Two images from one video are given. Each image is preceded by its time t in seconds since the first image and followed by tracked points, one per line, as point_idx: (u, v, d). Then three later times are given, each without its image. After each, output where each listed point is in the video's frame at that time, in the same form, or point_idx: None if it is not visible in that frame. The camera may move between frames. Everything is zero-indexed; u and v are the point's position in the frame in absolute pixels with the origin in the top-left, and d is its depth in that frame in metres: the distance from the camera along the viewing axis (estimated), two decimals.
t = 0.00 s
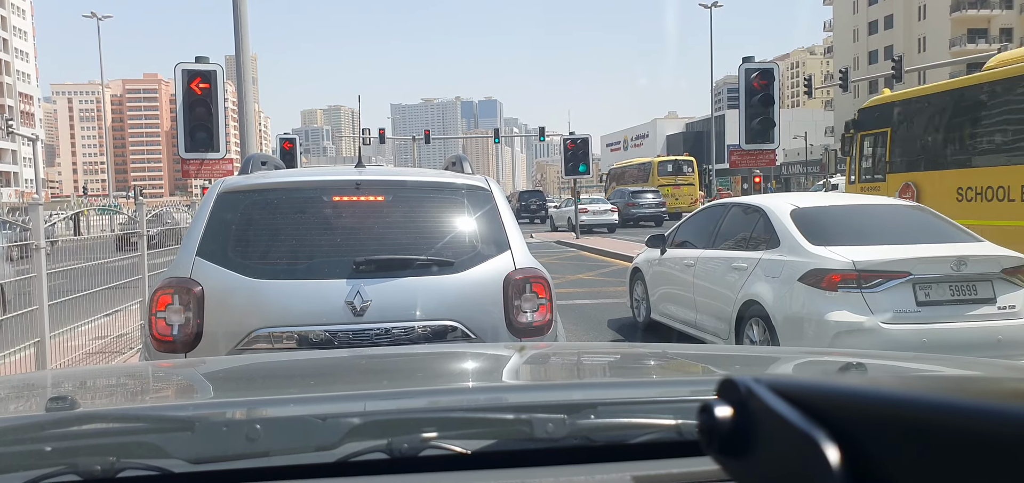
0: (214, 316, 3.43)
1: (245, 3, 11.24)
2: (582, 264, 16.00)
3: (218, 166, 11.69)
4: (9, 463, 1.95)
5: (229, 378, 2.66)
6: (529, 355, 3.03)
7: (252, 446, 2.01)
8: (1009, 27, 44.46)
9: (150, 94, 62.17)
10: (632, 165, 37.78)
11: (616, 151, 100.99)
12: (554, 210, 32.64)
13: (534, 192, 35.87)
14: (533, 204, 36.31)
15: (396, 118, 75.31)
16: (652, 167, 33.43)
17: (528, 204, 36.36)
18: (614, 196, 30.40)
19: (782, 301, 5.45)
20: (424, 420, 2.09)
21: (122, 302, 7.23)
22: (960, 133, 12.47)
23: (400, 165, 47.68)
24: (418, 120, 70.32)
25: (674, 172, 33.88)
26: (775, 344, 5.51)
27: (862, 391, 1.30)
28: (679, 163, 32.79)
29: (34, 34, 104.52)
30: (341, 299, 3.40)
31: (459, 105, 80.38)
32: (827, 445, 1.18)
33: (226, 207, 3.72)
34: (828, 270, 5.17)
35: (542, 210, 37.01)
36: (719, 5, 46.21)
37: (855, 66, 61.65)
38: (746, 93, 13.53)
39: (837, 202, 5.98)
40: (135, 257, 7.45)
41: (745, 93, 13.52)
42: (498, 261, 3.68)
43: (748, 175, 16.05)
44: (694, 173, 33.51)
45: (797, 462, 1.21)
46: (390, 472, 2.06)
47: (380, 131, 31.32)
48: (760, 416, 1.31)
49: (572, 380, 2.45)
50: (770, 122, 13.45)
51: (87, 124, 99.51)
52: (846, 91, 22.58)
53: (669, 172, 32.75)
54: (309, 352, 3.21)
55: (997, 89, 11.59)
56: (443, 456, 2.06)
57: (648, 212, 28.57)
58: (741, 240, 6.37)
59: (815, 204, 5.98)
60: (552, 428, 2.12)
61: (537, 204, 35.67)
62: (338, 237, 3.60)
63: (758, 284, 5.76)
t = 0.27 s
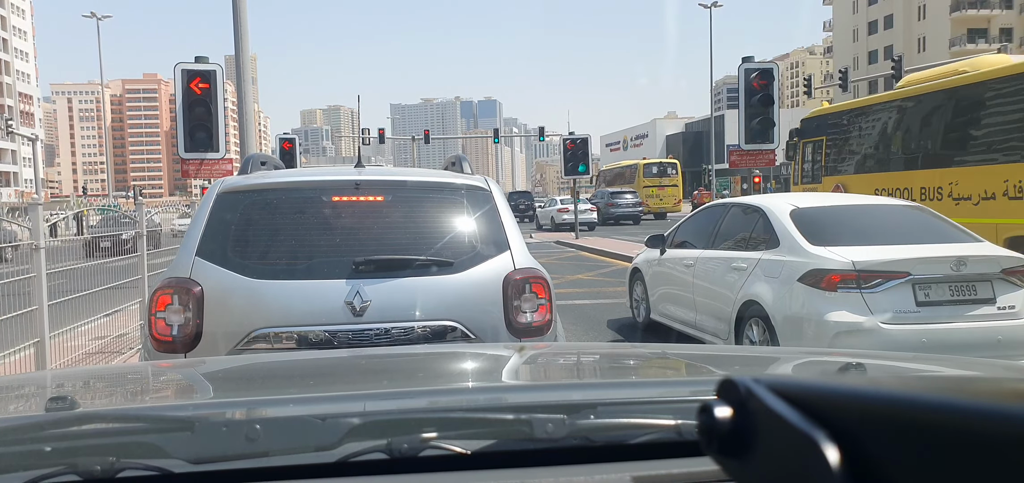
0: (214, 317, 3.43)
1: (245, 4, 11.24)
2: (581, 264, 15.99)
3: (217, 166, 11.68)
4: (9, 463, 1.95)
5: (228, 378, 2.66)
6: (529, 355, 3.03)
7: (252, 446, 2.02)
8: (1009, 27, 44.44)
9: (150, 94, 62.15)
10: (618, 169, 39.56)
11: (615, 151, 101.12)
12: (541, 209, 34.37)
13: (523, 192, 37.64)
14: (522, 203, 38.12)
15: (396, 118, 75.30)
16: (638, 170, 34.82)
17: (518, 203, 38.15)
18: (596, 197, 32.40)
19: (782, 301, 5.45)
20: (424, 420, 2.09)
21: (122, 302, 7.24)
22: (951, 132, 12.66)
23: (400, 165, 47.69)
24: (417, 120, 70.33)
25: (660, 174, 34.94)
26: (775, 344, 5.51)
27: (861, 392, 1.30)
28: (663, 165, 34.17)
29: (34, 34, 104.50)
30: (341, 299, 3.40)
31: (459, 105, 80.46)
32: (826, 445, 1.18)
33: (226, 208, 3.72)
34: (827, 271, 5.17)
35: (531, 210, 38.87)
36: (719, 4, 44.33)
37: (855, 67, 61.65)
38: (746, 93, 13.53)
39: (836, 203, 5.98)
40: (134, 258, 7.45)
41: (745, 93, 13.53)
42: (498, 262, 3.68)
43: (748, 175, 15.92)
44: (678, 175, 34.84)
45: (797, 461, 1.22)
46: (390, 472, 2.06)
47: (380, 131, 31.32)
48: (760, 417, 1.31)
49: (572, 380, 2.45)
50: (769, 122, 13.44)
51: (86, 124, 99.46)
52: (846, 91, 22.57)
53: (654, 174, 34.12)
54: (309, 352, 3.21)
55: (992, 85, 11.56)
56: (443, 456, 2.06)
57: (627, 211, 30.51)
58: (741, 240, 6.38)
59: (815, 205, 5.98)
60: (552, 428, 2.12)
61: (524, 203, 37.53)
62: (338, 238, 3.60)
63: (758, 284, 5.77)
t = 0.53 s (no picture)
0: (214, 317, 3.43)
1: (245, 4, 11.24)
2: (582, 265, 16.00)
3: (217, 166, 11.64)
4: (9, 463, 1.95)
5: (228, 379, 2.66)
6: (529, 356, 3.03)
7: (252, 447, 2.02)
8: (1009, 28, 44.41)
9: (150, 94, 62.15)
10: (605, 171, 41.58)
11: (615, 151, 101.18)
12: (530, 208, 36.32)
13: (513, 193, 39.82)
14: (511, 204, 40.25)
15: (396, 118, 75.30)
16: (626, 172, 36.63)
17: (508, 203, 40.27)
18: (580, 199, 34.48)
19: (782, 302, 5.45)
20: (424, 420, 2.09)
21: (122, 303, 7.24)
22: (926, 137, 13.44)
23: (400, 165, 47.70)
24: (417, 120, 70.33)
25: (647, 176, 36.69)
26: (774, 345, 5.52)
27: (861, 392, 1.30)
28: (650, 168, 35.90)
29: (34, 34, 104.52)
30: (340, 300, 3.40)
31: (458, 105, 80.50)
32: (827, 445, 1.18)
33: (226, 208, 3.72)
34: (827, 271, 5.17)
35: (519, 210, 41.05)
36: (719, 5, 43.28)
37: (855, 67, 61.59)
38: (746, 94, 13.54)
39: (836, 203, 5.99)
40: (134, 258, 7.46)
41: (745, 93, 13.53)
42: (498, 262, 3.68)
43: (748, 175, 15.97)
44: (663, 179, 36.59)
45: (798, 462, 1.22)
46: (391, 472, 2.06)
47: (380, 131, 31.34)
48: (760, 416, 1.31)
49: (572, 380, 2.45)
50: (770, 123, 13.42)
51: (86, 124, 99.44)
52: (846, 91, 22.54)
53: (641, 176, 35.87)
54: (309, 353, 3.21)
55: (932, 97, 12.30)
56: (444, 456, 2.06)
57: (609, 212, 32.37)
58: (741, 240, 6.38)
59: (815, 205, 5.99)
60: (552, 428, 2.12)
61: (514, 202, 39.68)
62: (338, 238, 3.60)
63: (758, 284, 5.77)
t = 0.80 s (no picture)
0: (213, 317, 3.43)
1: (245, 5, 11.25)
2: (582, 265, 16.01)
3: (218, 166, 11.55)
4: (9, 464, 1.95)
5: (229, 379, 2.66)
6: (529, 356, 3.03)
7: (252, 447, 2.01)
8: (1009, 28, 44.45)
9: (150, 94, 62.16)
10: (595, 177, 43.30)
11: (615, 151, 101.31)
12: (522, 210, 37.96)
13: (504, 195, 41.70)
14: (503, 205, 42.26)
15: (396, 119, 75.33)
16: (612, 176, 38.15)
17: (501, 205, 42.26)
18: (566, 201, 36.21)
19: (781, 302, 5.45)
20: (424, 420, 2.09)
21: (122, 303, 7.24)
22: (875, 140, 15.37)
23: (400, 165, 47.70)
24: (418, 121, 70.44)
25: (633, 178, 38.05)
26: (774, 345, 5.51)
27: (861, 392, 1.30)
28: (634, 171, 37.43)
29: (34, 35, 104.51)
30: (340, 300, 3.40)
31: (458, 106, 80.57)
32: (826, 446, 1.18)
33: (225, 208, 3.72)
34: (827, 271, 5.17)
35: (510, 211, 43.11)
36: (719, 5, 44.38)
37: (855, 67, 61.69)
38: (746, 94, 13.54)
39: (836, 203, 5.99)
40: (134, 258, 7.47)
41: (745, 93, 13.53)
42: (498, 262, 3.68)
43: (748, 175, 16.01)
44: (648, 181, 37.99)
45: (796, 461, 1.22)
46: (391, 472, 2.06)
47: (380, 131, 31.34)
48: (761, 416, 1.31)
49: (571, 381, 2.45)
50: (769, 123, 13.41)
51: (86, 125, 99.43)
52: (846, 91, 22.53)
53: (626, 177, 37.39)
54: (310, 353, 3.21)
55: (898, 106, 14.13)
56: (443, 456, 2.06)
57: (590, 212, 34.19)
58: (741, 240, 6.37)
59: (814, 205, 5.99)
60: (552, 428, 2.12)
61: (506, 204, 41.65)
62: (338, 238, 3.60)
63: (757, 284, 5.77)
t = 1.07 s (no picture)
0: (213, 317, 3.43)
1: (245, 4, 11.25)
2: (582, 265, 16.02)
3: (218, 167, 11.60)
4: (10, 463, 1.95)
5: (229, 378, 2.66)
6: (529, 356, 3.03)
7: (252, 447, 2.02)
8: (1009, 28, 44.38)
9: (150, 94, 62.16)
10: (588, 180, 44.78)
11: (615, 151, 101.33)
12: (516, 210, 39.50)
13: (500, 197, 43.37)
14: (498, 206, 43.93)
15: (396, 119, 75.30)
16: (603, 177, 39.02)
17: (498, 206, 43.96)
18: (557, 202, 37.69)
19: (782, 302, 5.45)
20: (425, 420, 2.09)
21: (122, 302, 7.24)
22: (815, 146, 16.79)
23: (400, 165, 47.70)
24: (418, 121, 70.43)
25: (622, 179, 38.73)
26: (775, 345, 5.51)
27: (862, 391, 1.30)
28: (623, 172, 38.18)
29: (34, 35, 104.56)
30: (341, 300, 3.40)
31: (459, 106, 80.56)
32: (827, 446, 1.18)
33: (226, 208, 3.72)
34: (828, 271, 5.17)
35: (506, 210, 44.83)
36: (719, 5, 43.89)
37: (855, 67, 61.63)
38: (746, 94, 13.53)
39: (837, 203, 5.98)
40: (135, 258, 7.47)
41: (745, 93, 13.53)
42: (498, 262, 3.68)
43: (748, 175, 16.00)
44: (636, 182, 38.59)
45: (797, 460, 1.22)
46: (392, 471, 2.06)
47: (380, 131, 31.37)
48: (761, 416, 1.31)
49: (572, 380, 2.45)
50: (769, 123, 13.40)
51: (86, 125, 99.46)
52: (847, 91, 22.49)
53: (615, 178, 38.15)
54: (310, 353, 3.21)
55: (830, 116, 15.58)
56: (444, 456, 2.06)
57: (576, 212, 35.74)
58: (741, 240, 6.37)
59: (815, 205, 5.99)
60: (552, 428, 2.12)
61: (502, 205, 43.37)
62: (338, 238, 3.60)
63: (758, 284, 5.77)
